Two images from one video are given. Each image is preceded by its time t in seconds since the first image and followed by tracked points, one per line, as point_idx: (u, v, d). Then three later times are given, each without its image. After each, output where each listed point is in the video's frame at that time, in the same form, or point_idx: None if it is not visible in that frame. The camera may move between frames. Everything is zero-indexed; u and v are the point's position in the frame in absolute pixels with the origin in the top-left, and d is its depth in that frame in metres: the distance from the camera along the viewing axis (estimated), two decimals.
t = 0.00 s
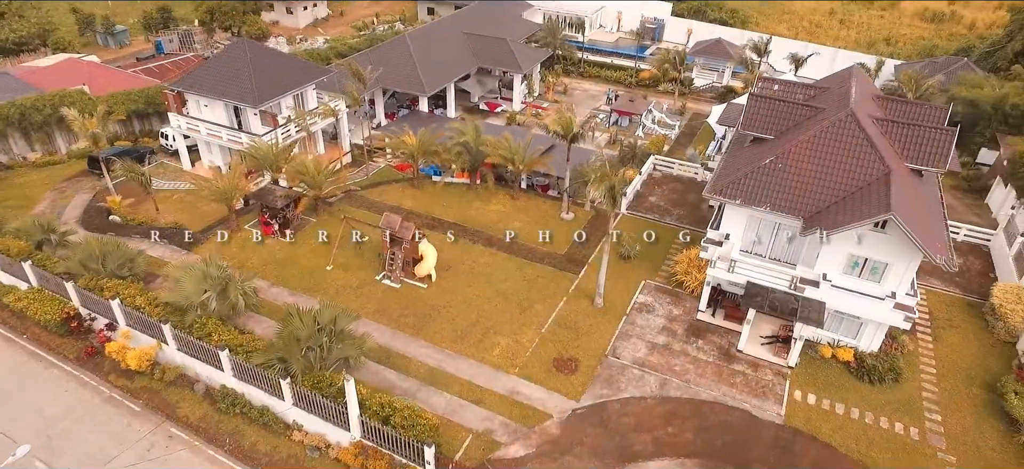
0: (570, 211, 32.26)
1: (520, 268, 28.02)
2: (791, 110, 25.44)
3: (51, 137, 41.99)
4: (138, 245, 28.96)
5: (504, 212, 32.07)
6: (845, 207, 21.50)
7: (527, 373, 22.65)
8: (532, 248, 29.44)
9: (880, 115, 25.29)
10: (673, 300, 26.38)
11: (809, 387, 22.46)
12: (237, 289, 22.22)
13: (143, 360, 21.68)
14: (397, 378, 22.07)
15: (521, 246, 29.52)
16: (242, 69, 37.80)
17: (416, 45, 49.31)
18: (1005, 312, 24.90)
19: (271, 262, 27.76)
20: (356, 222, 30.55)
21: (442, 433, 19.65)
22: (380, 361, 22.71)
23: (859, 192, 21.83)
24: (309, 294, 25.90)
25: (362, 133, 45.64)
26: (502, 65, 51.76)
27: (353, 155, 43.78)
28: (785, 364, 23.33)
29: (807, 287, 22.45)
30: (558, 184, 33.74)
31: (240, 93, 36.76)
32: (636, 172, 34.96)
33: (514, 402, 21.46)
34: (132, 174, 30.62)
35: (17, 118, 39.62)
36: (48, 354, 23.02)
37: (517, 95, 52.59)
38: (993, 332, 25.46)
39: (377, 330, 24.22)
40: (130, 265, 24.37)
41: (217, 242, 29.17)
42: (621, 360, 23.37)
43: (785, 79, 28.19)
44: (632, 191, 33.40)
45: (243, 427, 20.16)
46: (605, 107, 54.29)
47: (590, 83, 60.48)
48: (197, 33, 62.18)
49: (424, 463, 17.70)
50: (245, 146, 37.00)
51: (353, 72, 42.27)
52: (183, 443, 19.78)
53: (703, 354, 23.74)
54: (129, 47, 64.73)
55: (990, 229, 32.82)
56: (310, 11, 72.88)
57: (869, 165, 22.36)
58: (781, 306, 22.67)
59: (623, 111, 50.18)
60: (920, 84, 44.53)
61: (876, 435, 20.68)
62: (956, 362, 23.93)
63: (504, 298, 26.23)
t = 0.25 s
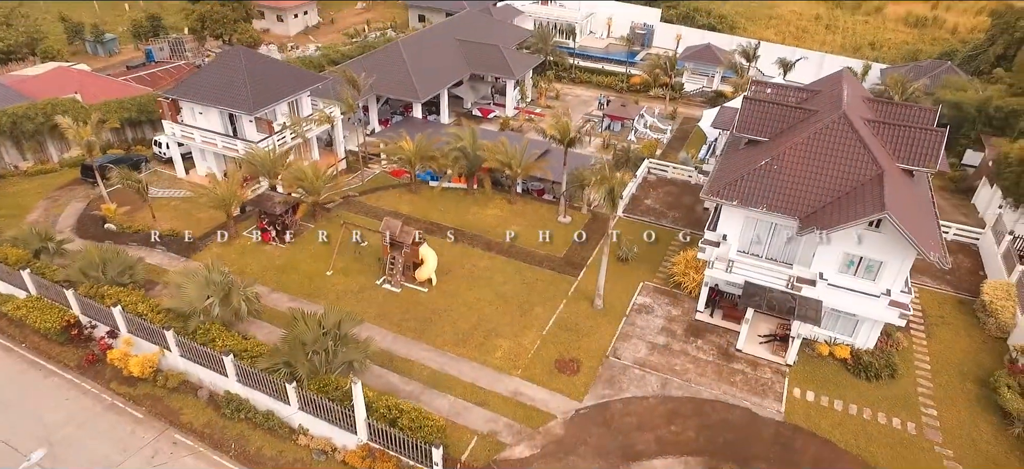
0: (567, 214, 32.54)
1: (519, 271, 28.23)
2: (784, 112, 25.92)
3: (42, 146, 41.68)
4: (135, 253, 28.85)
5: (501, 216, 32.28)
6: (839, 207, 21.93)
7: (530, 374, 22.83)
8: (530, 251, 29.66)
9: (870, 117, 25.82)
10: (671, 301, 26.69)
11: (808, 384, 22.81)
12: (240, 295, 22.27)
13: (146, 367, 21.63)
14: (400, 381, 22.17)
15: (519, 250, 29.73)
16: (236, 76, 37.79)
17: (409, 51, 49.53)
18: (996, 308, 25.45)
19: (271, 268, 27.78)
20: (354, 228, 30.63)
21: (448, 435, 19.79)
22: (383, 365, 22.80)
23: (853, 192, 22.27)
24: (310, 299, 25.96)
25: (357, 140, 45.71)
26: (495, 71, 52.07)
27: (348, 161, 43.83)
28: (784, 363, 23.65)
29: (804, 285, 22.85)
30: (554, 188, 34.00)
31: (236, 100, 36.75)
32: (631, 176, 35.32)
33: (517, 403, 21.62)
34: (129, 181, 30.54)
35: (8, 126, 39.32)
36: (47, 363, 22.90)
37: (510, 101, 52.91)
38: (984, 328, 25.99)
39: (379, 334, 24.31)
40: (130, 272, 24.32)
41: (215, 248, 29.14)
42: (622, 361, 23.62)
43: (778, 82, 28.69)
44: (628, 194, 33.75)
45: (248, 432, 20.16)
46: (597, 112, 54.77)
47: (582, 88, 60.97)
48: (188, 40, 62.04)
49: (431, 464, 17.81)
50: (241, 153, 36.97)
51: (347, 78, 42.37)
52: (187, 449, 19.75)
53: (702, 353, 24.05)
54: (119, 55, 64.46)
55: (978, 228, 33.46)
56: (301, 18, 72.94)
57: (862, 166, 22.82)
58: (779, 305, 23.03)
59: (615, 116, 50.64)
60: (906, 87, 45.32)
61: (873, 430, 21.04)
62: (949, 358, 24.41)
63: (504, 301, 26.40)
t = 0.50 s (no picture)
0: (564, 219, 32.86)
1: (518, 274, 28.47)
2: (778, 116, 26.44)
3: (34, 156, 41.36)
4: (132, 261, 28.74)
5: (499, 221, 32.53)
6: (835, 207, 22.39)
7: (533, 376, 23.03)
8: (529, 255, 29.93)
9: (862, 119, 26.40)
10: (670, 302, 27.05)
11: (806, 382, 23.21)
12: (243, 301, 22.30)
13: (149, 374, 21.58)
14: (405, 385, 22.28)
15: (518, 254, 29.98)
16: (231, 84, 37.79)
17: (402, 59, 49.76)
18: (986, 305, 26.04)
19: (271, 275, 27.80)
20: (353, 234, 30.74)
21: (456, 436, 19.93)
22: (387, 369, 22.91)
23: (847, 193, 22.75)
24: (311, 305, 26.03)
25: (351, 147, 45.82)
26: (487, 78, 52.41)
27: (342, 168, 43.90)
28: (781, 361, 24.07)
29: (801, 285, 23.28)
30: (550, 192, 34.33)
31: (230, 109, 36.74)
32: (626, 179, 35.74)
33: (521, 404, 21.79)
34: (125, 190, 30.46)
35: None
36: (48, 373, 22.76)
37: (503, 108, 53.27)
38: (975, 324, 26.58)
39: (382, 338, 24.42)
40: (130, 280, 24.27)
41: (214, 256, 29.11)
42: (623, 361, 23.89)
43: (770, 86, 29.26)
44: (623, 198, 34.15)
45: (254, 437, 20.18)
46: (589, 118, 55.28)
47: (573, 95, 61.50)
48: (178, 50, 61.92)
49: (440, 465, 17.93)
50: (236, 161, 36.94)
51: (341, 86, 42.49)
52: (193, 455, 19.72)
53: (702, 353, 24.38)
54: (108, 65, 64.17)
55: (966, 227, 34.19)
56: (290, 26, 73.03)
57: (856, 167, 23.34)
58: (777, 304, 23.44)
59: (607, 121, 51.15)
60: (891, 91, 46.23)
61: (872, 425, 21.44)
62: (942, 353, 24.93)
63: (505, 304, 26.61)
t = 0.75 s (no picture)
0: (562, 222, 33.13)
1: (518, 278, 28.68)
2: (773, 118, 26.90)
3: (26, 165, 41.10)
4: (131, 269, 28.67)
5: (497, 225, 32.75)
6: (831, 207, 22.80)
7: (536, 377, 23.22)
8: (528, 258, 30.15)
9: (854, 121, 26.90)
10: (669, 303, 27.35)
11: (805, 379, 23.55)
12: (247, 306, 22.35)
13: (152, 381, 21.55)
14: (409, 388, 22.39)
15: (517, 257, 30.20)
16: (226, 92, 37.78)
17: (397, 66, 49.96)
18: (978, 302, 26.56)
19: (272, 281, 27.83)
20: (353, 239, 30.84)
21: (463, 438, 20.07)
22: (391, 372, 23.00)
23: (843, 193, 23.17)
24: (313, 310, 26.09)
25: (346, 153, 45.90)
26: (481, 84, 52.71)
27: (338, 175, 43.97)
28: (780, 360, 24.42)
29: (799, 284, 23.65)
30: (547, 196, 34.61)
31: (226, 116, 36.73)
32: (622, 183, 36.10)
33: (526, 405, 21.96)
34: (123, 197, 30.39)
35: None
36: (49, 381, 22.67)
37: (497, 113, 53.58)
38: (968, 321, 27.08)
39: (385, 342, 24.51)
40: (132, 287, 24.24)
41: (213, 263, 29.09)
42: (625, 362, 24.14)
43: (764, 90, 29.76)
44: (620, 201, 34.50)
45: (260, 442, 20.20)
46: (582, 123, 55.73)
47: (566, 100, 61.95)
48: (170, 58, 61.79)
49: (448, 466, 18.06)
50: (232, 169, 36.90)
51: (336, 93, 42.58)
52: (199, 461, 19.71)
53: (702, 352, 24.68)
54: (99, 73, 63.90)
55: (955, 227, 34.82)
56: (282, 34, 73.07)
57: (850, 168, 23.79)
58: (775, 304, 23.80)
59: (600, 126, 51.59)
60: (880, 94, 47.01)
61: (870, 421, 21.79)
62: (937, 350, 25.39)
63: (506, 307, 26.79)
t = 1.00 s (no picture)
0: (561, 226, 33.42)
1: (519, 281, 28.91)
2: (768, 122, 27.39)
3: (20, 174, 40.85)
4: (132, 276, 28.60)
5: (496, 230, 33.00)
6: (827, 207, 23.26)
7: (540, 379, 23.42)
8: (528, 262, 30.41)
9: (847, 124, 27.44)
10: (669, 304, 27.69)
11: (804, 378, 23.93)
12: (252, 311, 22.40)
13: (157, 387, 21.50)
14: (414, 391, 22.52)
15: (517, 261, 30.44)
16: (222, 99, 37.73)
17: (391, 73, 50.17)
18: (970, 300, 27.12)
19: (273, 287, 27.87)
20: (353, 245, 30.94)
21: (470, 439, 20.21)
22: (396, 376, 23.12)
23: (838, 194, 23.64)
24: (316, 315, 26.17)
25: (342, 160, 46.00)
26: (474, 91, 53.02)
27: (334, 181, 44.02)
28: (780, 358, 24.79)
29: (797, 284, 24.07)
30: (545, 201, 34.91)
31: (222, 124, 36.67)
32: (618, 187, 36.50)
33: (531, 407, 22.15)
34: (122, 205, 30.32)
35: None
36: (52, 389, 22.56)
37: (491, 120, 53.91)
38: (960, 319, 27.63)
39: (388, 346, 24.61)
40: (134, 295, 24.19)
41: (214, 270, 29.07)
42: (627, 363, 24.41)
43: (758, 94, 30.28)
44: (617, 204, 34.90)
45: (267, 447, 20.22)
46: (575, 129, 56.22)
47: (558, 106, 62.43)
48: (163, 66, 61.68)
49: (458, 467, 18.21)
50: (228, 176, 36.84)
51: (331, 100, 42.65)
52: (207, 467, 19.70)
53: (703, 353, 25.01)
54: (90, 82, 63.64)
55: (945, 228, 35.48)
56: (273, 42, 73.18)
57: (845, 170, 24.28)
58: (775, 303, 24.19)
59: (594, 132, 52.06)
60: (868, 98, 47.84)
61: (870, 418, 22.18)
62: (931, 347, 25.89)
63: (508, 311, 26.99)
